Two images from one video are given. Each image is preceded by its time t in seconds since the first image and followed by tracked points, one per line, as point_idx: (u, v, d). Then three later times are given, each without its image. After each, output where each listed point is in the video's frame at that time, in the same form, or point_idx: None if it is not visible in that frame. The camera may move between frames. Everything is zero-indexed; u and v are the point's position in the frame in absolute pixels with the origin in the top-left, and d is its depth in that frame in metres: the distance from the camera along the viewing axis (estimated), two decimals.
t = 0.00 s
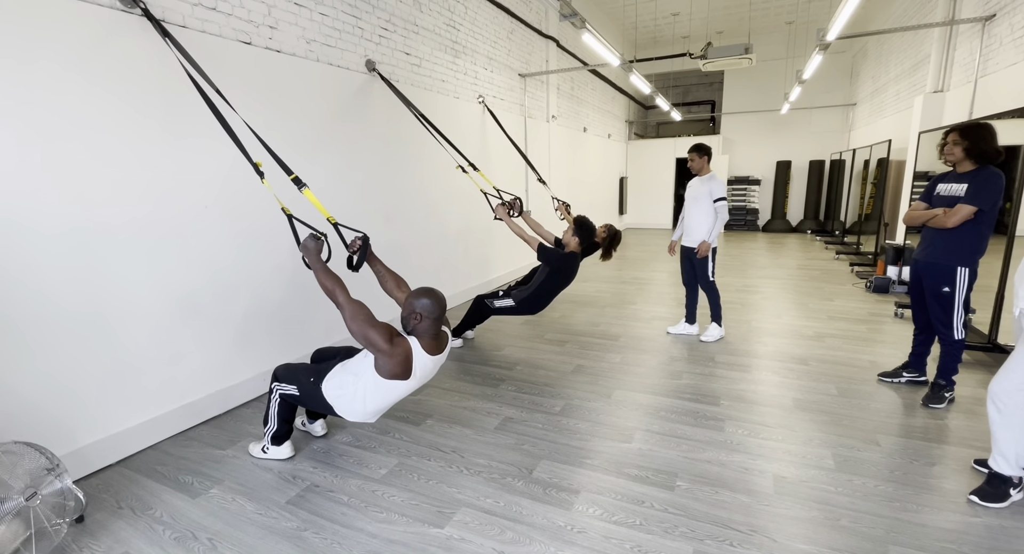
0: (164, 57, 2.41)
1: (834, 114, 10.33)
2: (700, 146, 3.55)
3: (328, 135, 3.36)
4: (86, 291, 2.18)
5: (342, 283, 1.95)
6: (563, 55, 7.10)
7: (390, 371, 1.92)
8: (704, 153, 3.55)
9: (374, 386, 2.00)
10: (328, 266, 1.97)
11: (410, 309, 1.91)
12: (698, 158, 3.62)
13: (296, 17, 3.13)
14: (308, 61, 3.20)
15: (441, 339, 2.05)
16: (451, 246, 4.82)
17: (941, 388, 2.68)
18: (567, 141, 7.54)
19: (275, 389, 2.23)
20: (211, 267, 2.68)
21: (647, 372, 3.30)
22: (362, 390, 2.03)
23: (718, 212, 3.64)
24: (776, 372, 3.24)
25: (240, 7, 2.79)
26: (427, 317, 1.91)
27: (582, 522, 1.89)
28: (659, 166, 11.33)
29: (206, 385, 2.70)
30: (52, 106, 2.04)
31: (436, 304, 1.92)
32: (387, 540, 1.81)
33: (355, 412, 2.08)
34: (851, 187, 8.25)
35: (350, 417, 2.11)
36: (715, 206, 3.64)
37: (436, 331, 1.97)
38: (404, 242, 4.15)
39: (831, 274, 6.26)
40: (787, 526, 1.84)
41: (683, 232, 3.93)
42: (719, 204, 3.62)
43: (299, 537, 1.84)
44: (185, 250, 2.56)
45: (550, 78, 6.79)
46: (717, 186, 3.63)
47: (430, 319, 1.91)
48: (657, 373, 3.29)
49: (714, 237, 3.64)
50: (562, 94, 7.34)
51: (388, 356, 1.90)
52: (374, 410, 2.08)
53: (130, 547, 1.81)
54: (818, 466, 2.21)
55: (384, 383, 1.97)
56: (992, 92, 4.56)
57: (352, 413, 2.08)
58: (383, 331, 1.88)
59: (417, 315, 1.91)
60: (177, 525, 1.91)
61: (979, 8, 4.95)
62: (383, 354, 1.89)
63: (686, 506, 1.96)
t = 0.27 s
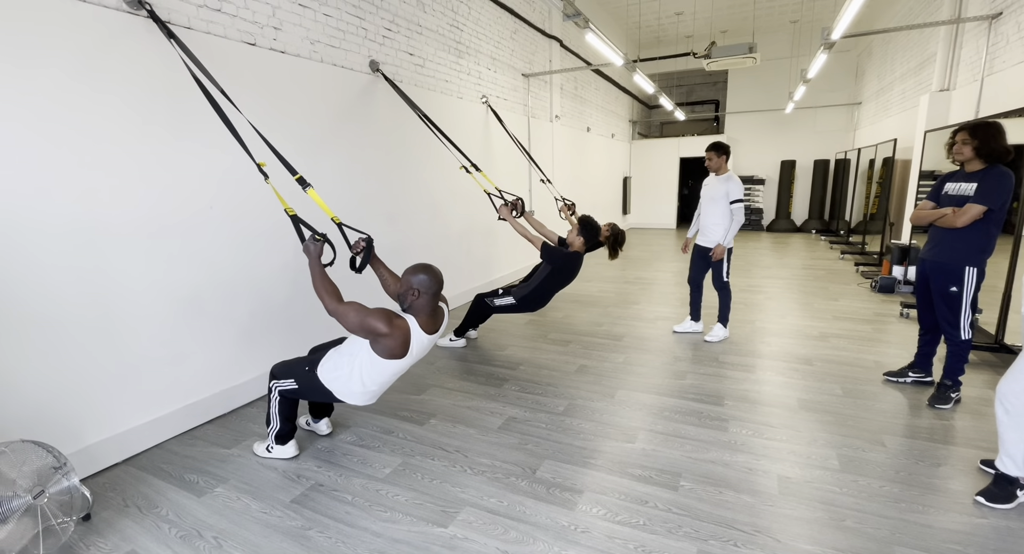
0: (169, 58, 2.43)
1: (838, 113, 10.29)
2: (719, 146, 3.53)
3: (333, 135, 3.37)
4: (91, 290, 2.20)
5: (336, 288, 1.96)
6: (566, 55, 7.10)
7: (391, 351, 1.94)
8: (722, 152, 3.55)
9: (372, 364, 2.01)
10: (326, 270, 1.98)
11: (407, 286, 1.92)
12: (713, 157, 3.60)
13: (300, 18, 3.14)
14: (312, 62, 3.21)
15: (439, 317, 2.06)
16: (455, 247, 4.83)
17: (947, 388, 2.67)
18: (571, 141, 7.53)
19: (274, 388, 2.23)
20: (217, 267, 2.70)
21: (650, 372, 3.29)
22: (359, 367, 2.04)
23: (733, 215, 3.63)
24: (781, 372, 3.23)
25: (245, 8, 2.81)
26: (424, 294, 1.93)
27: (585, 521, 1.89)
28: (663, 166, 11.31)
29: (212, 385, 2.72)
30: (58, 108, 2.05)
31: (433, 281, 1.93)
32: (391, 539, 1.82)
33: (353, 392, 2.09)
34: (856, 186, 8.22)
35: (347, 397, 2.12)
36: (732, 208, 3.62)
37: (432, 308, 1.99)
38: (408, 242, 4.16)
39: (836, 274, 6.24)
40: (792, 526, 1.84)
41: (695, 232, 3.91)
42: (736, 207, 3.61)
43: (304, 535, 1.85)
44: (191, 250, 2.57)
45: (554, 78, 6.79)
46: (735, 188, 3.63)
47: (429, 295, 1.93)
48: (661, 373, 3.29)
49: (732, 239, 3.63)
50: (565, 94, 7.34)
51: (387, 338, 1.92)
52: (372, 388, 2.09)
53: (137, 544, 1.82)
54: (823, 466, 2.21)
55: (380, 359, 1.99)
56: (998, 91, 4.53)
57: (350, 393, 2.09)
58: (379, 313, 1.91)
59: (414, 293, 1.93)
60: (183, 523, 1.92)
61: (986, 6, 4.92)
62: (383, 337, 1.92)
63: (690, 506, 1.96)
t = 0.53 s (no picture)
0: (174, 59, 2.44)
1: (843, 113, 10.25)
2: (724, 146, 3.54)
3: (336, 136, 3.38)
4: (96, 290, 2.20)
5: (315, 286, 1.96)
6: (569, 55, 7.10)
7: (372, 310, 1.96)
8: (727, 152, 3.55)
9: (353, 328, 2.03)
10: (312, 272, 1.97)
11: (379, 240, 1.96)
12: (717, 157, 3.60)
13: (304, 19, 3.15)
14: (315, 62, 3.21)
15: (412, 273, 2.10)
16: (458, 247, 4.83)
17: (952, 388, 2.66)
18: (573, 141, 7.53)
19: (266, 383, 2.22)
20: (222, 266, 2.72)
21: (654, 372, 3.29)
22: (340, 333, 2.05)
23: (736, 215, 3.62)
24: (785, 373, 3.22)
25: (249, 9, 2.82)
26: (397, 247, 1.98)
27: (588, 521, 1.89)
28: (666, 166, 11.29)
29: (216, 384, 2.73)
30: (64, 109, 2.07)
31: (405, 235, 1.98)
32: (395, 538, 1.82)
33: (336, 359, 2.10)
34: (860, 186, 8.18)
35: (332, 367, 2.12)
36: (735, 208, 3.62)
37: (405, 262, 2.03)
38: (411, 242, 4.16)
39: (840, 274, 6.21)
40: (796, 527, 1.83)
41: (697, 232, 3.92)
42: (739, 207, 3.60)
43: (308, 535, 1.85)
44: (195, 250, 2.58)
45: (557, 78, 6.79)
46: (739, 189, 3.62)
47: (401, 247, 1.98)
48: (664, 373, 3.28)
49: (734, 240, 3.60)
50: (568, 94, 7.33)
51: (369, 298, 1.93)
52: (356, 353, 2.10)
53: (142, 543, 1.83)
54: (827, 467, 2.20)
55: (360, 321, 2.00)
56: (1004, 90, 4.50)
57: (335, 361, 2.10)
58: (358, 277, 1.91)
59: (386, 247, 1.97)
60: (187, 522, 1.93)
61: (991, 5, 4.89)
62: (365, 301, 1.92)
63: (693, 507, 1.96)
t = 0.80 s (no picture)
0: (177, 60, 2.45)
1: (846, 112, 10.21)
2: (722, 146, 3.53)
3: (339, 136, 3.39)
4: (99, 291, 2.21)
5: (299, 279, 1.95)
6: (571, 55, 7.10)
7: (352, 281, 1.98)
8: (726, 152, 3.53)
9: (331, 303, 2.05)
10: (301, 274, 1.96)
11: (345, 211, 2.00)
12: (717, 157, 3.58)
13: (306, 19, 3.15)
14: (317, 63, 3.21)
15: (381, 243, 2.14)
16: (460, 247, 4.83)
17: (957, 389, 2.64)
18: (576, 141, 7.52)
19: (260, 379, 2.22)
20: (225, 267, 2.72)
21: (656, 373, 3.29)
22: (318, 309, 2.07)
23: (736, 214, 3.61)
24: (788, 373, 3.21)
25: (251, 10, 2.82)
26: (362, 215, 2.02)
27: (591, 522, 1.89)
28: (669, 166, 11.27)
29: (219, 384, 2.74)
30: (68, 110, 2.07)
31: (369, 203, 2.02)
32: (397, 538, 1.83)
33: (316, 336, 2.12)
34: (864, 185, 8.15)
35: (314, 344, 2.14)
36: (735, 208, 3.61)
37: (373, 230, 2.07)
38: (413, 242, 4.16)
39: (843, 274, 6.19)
40: (799, 528, 1.83)
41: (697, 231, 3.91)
42: (738, 207, 3.60)
43: (311, 534, 1.86)
44: (199, 250, 2.59)
45: (559, 78, 6.79)
46: (738, 188, 3.61)
47: (367, 215, 2.01)
48: (666, 373, 3.27)
49: (734, 240, 3.60)
50: (571, 94, 7.33)
51: (348, 270, 1.95)
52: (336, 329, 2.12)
53: (145, 543, 1.83)
54: (830, 468, 2.19)
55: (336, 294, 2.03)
56: (1009, 89, 4.48)
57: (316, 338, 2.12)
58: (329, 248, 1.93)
59: (353, 217, 2.01)
60: (191, 522, 1.94)
61: (996, 4, 4.86)
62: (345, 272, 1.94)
63: (696, 507, 1.96)
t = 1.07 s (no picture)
0: (180, 61, 2.45)
1: (849, 112, 10.18)
2: (719, 147, 3.52)
3: (341, 136, 3.39)
4: (102, 291, 2.21)
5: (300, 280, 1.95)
6: (573, 55, 7.09)
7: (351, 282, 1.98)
8: (726, 152, 3.52)
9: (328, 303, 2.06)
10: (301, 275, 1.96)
11: (340, 211, 2.00)
12: (716, 157, 3.57)
13: (308, 20, 3.16)
14: (319, 63, 3.21)
15: (377, 243, 2.14)
16: (462, 247, 4.83)
17: (961, 390, 2.63)
18: (578, 141, 7.52)
19: (257, 379, 2.21)
20: (228, 267, 2.73)
21: (658, 373, 3.28)
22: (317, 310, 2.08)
23: (737, 214, 3.60)
24: (791, 374, 3.20)
25: (253, 11, 2.82)
26: (358, 215, 2.01)
27: (593, 523, 1.88)
28: (671, 165, 11.26)
29: (222, 384, 2.74)
30: (71, 111, 2.08)
31: (364, 203, 2.02)
32: (399, 539, 1.82)
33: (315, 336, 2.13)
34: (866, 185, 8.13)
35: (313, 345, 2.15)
36: (736, 208, 3.60)
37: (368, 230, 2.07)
38: (415, 242, 4.16)
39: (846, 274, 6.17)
40: (802, 529, 1.82)
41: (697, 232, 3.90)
42: (739, 207, 3.59)
43: (314, 535, 1.85)
44: (201, 251, 2.59)
45: (561, 78, 6.78)
46: (738, 188, 3.60)
47: (363, 215, 2.01)
48: (669, 374, 3.27)
49: (735, 240, 3.58)
50: (573, 94, 7.33)
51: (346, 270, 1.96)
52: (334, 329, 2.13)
53: (148, 543, 1.84)
54: (834, 469, 2.18)
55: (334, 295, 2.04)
56: (1014, 88, 4.46)
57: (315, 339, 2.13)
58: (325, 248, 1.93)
59: (348, 217, 2.00)
60: (193, 522, 1.94)
61: (1000, 3, 4.84)
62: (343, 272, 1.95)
63: (699, 508, 1.95)
